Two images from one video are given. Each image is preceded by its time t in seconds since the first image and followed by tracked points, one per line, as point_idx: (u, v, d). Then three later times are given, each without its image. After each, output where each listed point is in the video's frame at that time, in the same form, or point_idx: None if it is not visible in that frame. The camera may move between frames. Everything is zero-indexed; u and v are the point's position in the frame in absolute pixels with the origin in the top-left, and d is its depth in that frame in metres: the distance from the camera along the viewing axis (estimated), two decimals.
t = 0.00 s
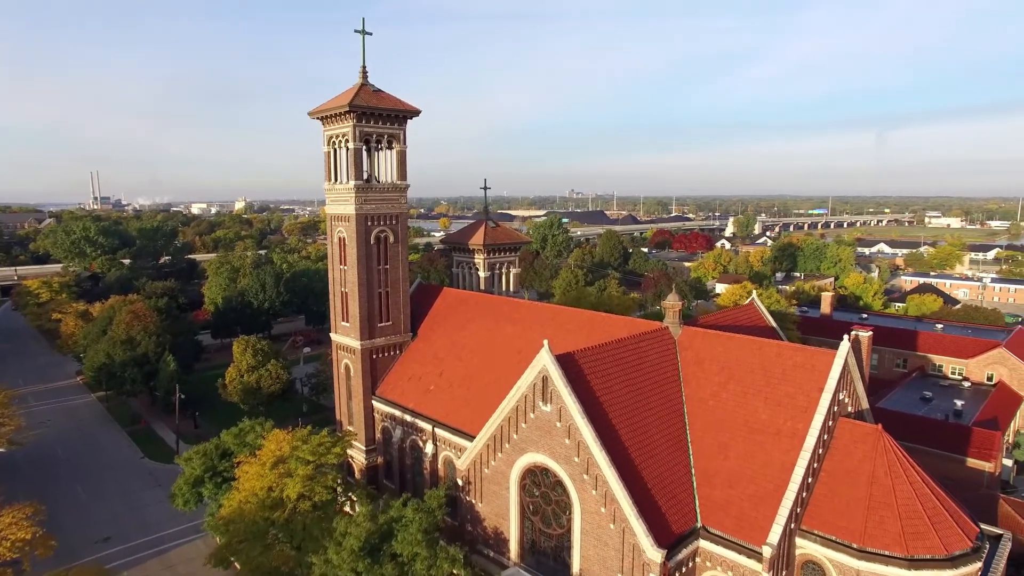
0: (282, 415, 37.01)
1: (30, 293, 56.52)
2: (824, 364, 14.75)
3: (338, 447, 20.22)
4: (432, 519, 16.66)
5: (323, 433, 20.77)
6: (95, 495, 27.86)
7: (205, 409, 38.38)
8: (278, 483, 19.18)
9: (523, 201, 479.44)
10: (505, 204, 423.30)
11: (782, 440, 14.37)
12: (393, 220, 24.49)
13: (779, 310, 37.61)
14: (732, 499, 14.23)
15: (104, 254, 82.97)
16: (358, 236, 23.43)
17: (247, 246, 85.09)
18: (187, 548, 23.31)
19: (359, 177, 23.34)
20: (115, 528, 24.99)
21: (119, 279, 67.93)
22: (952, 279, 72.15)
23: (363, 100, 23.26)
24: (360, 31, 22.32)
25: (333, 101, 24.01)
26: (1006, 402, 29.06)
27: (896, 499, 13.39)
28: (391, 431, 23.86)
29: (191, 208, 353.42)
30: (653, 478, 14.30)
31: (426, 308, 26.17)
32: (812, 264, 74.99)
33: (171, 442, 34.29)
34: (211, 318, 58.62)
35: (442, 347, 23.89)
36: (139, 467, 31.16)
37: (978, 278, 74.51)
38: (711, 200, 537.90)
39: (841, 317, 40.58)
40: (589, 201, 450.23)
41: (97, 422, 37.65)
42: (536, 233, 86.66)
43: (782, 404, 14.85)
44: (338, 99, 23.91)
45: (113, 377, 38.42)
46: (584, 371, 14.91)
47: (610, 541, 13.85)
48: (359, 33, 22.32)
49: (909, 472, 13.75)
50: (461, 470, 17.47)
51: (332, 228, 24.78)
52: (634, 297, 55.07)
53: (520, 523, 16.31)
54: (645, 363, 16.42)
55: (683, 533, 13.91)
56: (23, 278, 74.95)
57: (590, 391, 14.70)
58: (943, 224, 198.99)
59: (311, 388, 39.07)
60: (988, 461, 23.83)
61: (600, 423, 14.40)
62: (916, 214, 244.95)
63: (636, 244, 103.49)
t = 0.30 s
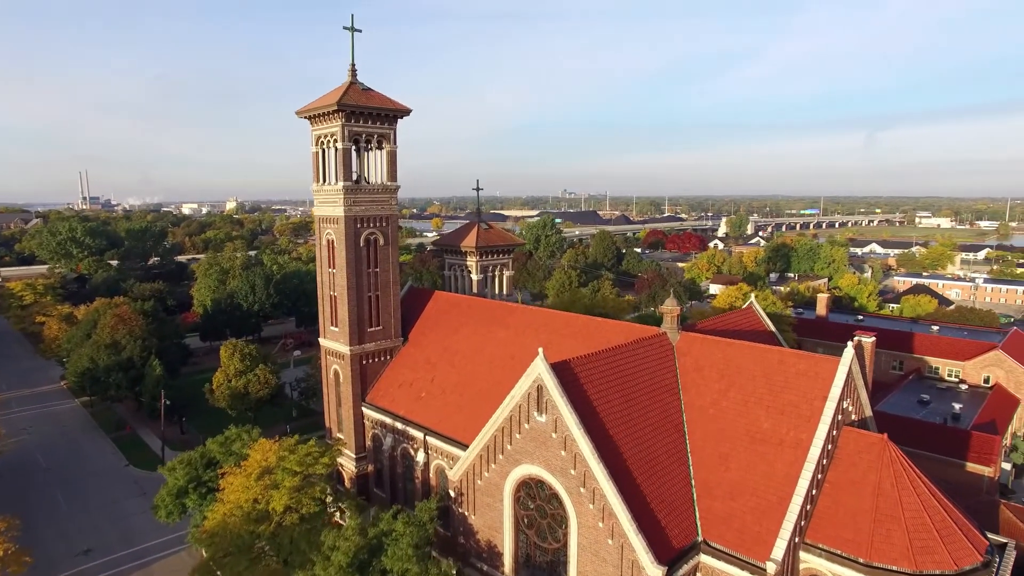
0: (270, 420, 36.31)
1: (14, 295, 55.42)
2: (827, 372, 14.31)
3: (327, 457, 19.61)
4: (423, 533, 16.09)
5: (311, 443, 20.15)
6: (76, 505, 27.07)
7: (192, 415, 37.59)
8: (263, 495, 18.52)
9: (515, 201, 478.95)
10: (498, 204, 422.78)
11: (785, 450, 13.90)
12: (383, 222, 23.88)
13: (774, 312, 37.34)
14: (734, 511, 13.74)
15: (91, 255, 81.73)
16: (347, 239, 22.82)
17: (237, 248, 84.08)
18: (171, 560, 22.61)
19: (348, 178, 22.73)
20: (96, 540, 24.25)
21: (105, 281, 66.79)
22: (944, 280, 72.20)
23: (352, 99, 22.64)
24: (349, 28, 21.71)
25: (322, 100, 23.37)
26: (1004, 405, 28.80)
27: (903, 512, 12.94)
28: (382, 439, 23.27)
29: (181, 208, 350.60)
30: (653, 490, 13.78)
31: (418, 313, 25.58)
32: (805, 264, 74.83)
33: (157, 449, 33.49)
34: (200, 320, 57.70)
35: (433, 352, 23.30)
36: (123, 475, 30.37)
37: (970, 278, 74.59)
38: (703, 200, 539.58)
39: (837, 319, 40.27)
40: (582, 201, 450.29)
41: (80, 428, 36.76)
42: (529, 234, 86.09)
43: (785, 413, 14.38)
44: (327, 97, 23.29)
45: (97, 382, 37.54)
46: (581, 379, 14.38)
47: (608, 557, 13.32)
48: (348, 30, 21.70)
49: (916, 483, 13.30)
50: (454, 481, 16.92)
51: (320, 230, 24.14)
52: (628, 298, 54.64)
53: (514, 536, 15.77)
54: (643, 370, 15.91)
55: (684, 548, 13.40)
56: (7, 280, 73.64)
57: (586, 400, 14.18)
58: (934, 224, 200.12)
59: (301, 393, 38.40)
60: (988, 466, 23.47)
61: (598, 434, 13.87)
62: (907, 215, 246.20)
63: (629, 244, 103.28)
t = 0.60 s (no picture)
0: (260, 425, 35.52)
1: None
2: (833, 381, 13.82)
3: (315, 467, 18.90)
4: (415, 548, 15.48)
5: (299, 452, 19.47)
6: (59, 514, 26.28)
7: (180, 420, 36.77)
8: (250, 508, 17.82)
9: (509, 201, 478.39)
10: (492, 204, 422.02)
11: (790, 462, 13.41)
12: (374, 224, 23.26)
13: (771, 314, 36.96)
14: (738, 526, 13.23)
15: (80, 256, 80.51)
16: (337, 241, 22.18)
17: (228, 249, 83.03)
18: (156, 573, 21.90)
19: (338, 179, 22.11)
20: (78, 551, 23.50)
21: (94, 282, 65.73)
22: (939, 280, 72.11)
23: (341, 98, 22.01)
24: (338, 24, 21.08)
25: (310, 99, 22.73)
26: (1004, 409, 28.53)
27: (913, 526, 12.46)
28: (373, 447, 22.66)
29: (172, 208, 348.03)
30: (653, 504, 13.26)
31: (410, 317, 24.97)
32: (800, 265, 74.52)
33: (143, 455, 32.61)
34: (190, 322, 56.79)
35: (426, 358, 22.70)
36: (108, 482, 29.56)
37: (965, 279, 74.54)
38: (697, 200, 540.66)
39: (834, 321, 39.93)
40: (577, 201, 450.13)
41: (65, 433, 35.93)
42: (523, 234, 85.56)
43: (789, 423, 13.89)
44: (316, 96, 22.64)
45: (82, 387, 36.67)
46: (578, 390, 13.86)
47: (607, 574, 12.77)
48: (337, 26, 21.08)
49: (927, 497, 12.83)
50: (446, 493, 16.32)
51: (309, 232, 23.50)
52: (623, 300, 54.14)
53: (510, 551, 15.20)
54: (642, 379, 15.39)
55: (686, 565, 12.88)
56: None
57: (584, 411, 13.65)
58: (926, 224, 200.95)
59: (292, 397, 37.68)
60: (991, 472, 23.16)
61: (596, 446, 13.33)
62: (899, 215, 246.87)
63: (623, 245, 102.93)
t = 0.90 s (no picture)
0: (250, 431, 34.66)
1: None
2: (841, 391, 13.33)
3: (305, 478, 18.26)
4: (407, 565, 14.86)
5: (288, 462, 18.80)
6: (42, 525, 25.49)
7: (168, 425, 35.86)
8: (236, 522, 17.13)
9: (504, 201, 477.51)
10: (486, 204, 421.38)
11: (797, 476, 12.92)
12: (365, 227, 22.63)
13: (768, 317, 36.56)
14: (743, 543, 12.71)
15: (70, 257, 79.30)
16: (327, 245, 21.55)
17: (220, 250, 82.02)
18: None
19: (328, 181, 21.49)
20: (61, 564, 22.75)
21: (84, 284, 64.72)
22: (934, 281, 71.93)
23: (332, 97, 21.39)
24: (328, 21, 20.51)
25: (299, 98, 22.10)
26: (1006, 414, 28.27)
27: (926, 544, 11.97)
28: (364, 456, 22.07)
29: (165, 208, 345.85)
30: (655, 520, 12.71)
31: (402, 322, 24.40)
32: (796, 266, 74.15)
33: (130, 461, 31.69)
34: (180, 325, 55.90)
35: (418, 364, 22.14)
36: (93, 491, 28.75)
37: (960, 279, 74.36)
38: (691, 200, 541.50)
39: (832, 323, 39.56)
40: (571, 201, 449.72)
41: (51, 440, 35.08)
42: (517, 234, 84.89)
43: (795, 435, 13.40)
44: (305, 95, 22.02)
45: (69, 393, 35.79)
46: (576, 401, 13.30)
47: None
48: (327, 23, 20.50)
49: (939, 511, 12.35)
50: (439, 506, 15.73)
51: (299, 235, 22.86)
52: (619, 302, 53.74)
53: (506, 567, 14.63)
54: (642, 389, 14.85)
55: None
56: None
57: (582, 423, 13.09)
58: (919, 224, 201.69)
59: (283, 401, 37.01)
60: (996, 480, 22.89)
61: (596, 460, 12.78)
62: (893, 215, 247.45)
63: (618, 245, 102.55)
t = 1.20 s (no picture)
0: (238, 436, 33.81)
1: None
2: (849, 401, 12.88)
3: (293, 492, 17.66)
4: None
5: (276, 475, 18.18)
6: (21, 537, 24.69)
7: (155, 431, 35.00)
8: (221, 538, 16.46)
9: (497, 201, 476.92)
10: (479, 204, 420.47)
11: (804, 490, 12.45)
12: (356, 230, 22.02)
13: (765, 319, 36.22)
14: (749, 560, 12.22)
15: (57, 259, 78.01)
16: (317, 248, 20.93)
17: (210, 251, 81.01)
18: None
19: (318, 182, 20.88)
20: None
21: (71, 287, 63.57)
22: (928, 282, 71.93)
23: (321, 96, 20.76)
24: (317, 18, 19.89)
25: (288, 97, 21.46)
26: (1006, 417, 28.01)
27: (939, 561, 11.50)
28: (355, 465, 21.46)
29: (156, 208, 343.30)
30: (657, 537, 12.19)
31: (394, 327, 23.81)
32: (791, 267, 73.68)
33: (115, 469, 30.85)
34: (169, 327, 55.04)
35: (410, 371, 21.55)
36: (76, 500, 27.94)
37: (954, 280, 74.38)
38: (685, 199, 542.73)
39: (829, 325, 39.26)
40: (564, 201, 449.78)
41: (35, 447, 34.21)
42: (511, 235, 84.26)
43: (802, 447, 12.93)
44: (293, 94, 21.38)
45: (52, 399, 34.91)
46: (575, 413, 12.80)
47: None
48: (316, 20, 19.87)
49: (953, 527, 11.86)
50: (432, 521, 15.15)
51: (288, 238, 22.23)
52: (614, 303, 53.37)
53: None
54: (643, 399, 14.35)
55: None
56: None
57: (581, 437, 12.59)
58: (910, 224, 202.66)
59: (273, 406, 36.26)
60: (999, 486, 22.54)
61: (595, 475, 12.27)
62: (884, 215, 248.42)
63: (612, 246, 102.28)
